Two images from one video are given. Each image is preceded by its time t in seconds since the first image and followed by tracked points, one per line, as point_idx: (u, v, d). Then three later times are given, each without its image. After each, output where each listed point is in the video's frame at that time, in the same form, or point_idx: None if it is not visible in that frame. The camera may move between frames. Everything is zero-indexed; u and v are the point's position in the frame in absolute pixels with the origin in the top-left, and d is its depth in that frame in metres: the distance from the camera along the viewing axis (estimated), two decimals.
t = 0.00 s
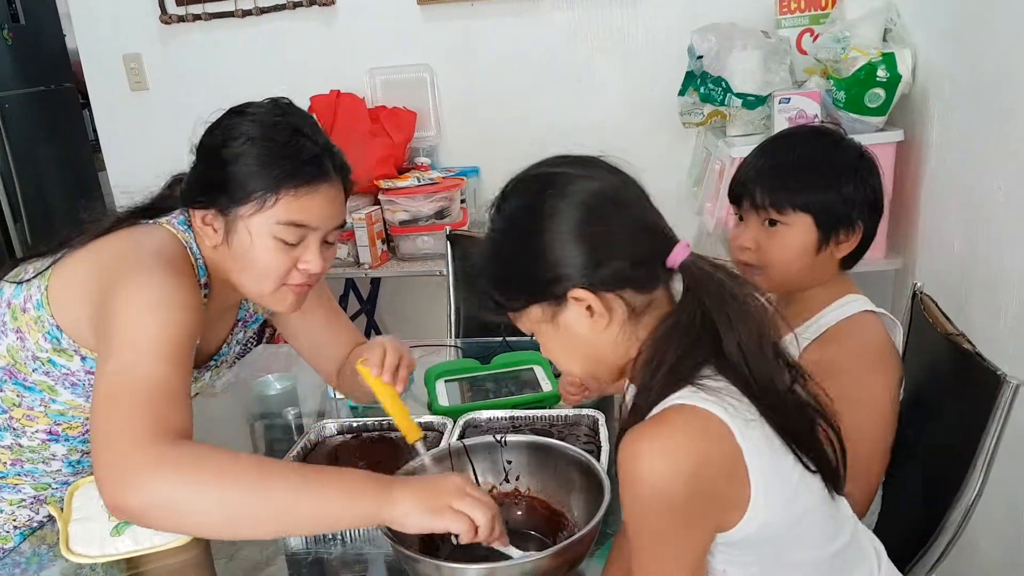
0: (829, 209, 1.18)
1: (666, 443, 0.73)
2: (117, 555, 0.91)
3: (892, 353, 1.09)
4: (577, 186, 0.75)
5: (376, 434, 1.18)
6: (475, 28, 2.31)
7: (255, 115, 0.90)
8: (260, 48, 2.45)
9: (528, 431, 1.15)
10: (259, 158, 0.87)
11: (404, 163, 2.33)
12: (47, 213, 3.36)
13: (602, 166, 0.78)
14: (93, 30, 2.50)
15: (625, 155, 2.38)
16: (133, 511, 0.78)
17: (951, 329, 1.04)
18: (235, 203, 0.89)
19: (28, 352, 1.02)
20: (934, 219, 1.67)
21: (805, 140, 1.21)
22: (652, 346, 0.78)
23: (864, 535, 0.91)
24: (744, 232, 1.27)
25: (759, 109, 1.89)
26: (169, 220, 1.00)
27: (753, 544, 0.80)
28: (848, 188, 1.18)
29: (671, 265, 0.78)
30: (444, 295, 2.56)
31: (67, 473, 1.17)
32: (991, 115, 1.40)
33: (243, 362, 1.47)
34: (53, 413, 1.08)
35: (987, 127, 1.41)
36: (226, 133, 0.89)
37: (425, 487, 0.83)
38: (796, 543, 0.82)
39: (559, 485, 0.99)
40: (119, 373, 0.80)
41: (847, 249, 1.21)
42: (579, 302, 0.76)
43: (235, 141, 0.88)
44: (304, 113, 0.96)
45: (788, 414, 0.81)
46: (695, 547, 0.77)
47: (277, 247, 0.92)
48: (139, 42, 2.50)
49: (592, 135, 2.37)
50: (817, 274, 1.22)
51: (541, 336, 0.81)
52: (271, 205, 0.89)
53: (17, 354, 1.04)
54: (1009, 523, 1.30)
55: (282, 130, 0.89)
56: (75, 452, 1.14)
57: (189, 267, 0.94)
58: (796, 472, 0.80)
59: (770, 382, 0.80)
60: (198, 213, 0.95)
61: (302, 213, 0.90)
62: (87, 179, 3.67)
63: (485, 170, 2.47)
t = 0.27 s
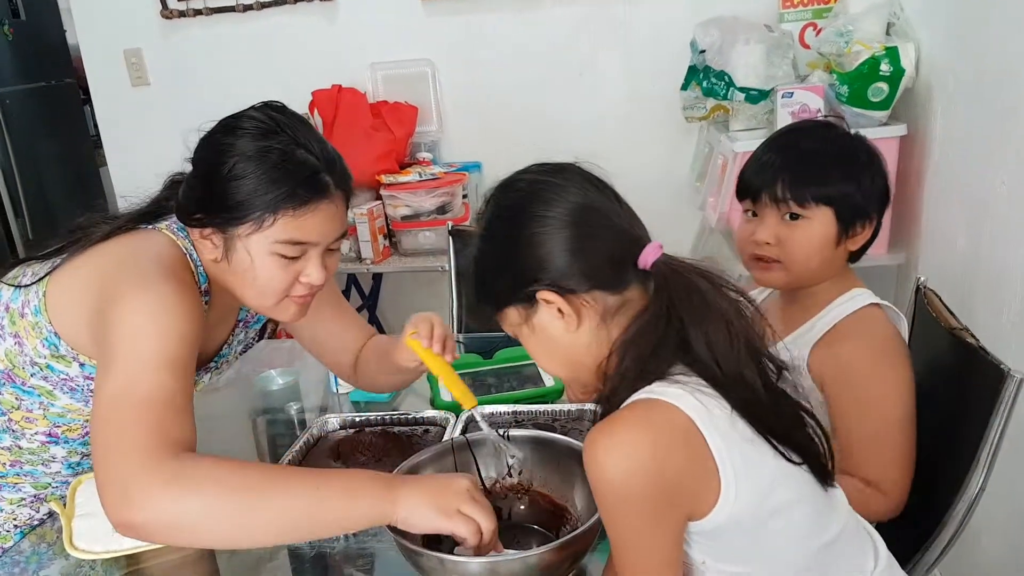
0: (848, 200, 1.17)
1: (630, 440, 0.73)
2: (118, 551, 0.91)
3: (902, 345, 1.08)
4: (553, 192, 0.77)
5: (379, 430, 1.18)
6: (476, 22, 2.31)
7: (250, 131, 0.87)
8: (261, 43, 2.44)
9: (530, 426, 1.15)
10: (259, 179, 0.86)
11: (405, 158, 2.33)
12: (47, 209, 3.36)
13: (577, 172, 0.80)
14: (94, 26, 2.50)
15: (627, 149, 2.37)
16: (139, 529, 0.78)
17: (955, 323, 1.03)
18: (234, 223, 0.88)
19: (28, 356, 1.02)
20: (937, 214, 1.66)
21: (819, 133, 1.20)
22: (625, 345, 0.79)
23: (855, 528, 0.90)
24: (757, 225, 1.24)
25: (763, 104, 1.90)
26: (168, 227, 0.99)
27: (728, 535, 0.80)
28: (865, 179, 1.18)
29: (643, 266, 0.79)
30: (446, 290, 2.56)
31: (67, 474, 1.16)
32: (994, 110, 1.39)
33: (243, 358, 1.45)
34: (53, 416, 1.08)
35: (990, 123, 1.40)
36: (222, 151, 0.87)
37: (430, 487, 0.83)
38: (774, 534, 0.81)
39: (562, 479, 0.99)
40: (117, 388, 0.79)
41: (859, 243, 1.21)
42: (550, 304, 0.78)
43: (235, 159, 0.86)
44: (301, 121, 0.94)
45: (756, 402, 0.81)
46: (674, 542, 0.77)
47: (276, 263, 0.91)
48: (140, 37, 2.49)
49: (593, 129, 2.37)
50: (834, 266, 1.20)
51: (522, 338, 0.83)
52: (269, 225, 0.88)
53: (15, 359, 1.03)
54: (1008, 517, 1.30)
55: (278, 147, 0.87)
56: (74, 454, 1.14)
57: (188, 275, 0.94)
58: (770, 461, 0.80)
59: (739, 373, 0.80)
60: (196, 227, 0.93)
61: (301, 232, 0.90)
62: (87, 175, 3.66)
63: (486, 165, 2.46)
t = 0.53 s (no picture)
0: (868, 199, 1.18)
1: (621, 427, 0.73)
2: (122, 545, 0.91)
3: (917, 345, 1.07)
4: (536, 190, 0.79)
5: (382, 427, 1.18)
6: (481, 19, 2.30)
7: (258, 130, 0.88)
8: (266, 39, 2.44)
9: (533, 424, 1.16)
10: (266, 178, 0.86)
11: (410, 155, 2.33)
12: (52, 203, 3.37)
13: (558, 169, 0.82)
14: (100, 21, 2.50)
15: (631, 146, 2.37)
16: (137, 522, 0.78)
17: (959, 323, 1.03)
18: (241, 221, 0.88)
19: (32, 349, 1.03)
20: (942, 213, 1.66)
21: (835, 132, 1.21)
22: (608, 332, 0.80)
23: (853, 526, 0.90)
24: (776, 226, 1.24)
25: (768, 103, 1.89)
26: (173, 222, 0.99)
27: (723, 523, 0.80)
28: (883, 179, 1.18)
29: (622, 254, 0.80)
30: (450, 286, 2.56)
31: (70, 468, 1.17)
32: (1000, 109, 1.39)
33: (247, 353, 1.45)
34: (57, 409, 1.08)
35: (997, 122, 1.40)
36: (230, 150, 0.88)
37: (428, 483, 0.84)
38: (770, 525, 0.82)
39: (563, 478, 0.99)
40: (120, 382, 0.79)
41: (878, 243, 1.22)
42: (534, 297, 0.79)
43: (243, 159, 0.87)
44: (309, 120, 0.94)
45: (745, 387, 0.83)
46: (669, 533, 0.76)
47: (282, 261, 0.91)
48: (146, 32, 2.50)
49: (597, 127, 2.37)
50: (852, 267, 1.21)
51: (508, 332, 0.83)
52: (277, 224, 0.89)
53: (19, 351, 1.04)
54: (1009, 516, 1.30)
55: (286, 146, 0.88)
56: (78, 447, 1.14)
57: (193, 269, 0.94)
58: (763, 448, 0.80)
59: (725, 359, 0.82)
60: (201, 224, 0.93)
61: (308, 231, 0.90)
62: (92, 169, 3.67)
63: (491, 161, 2.46)
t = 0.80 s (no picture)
0: (860, 200, 1.17)
1: (630, 428, 0.73)
2: (125, 544, 0.91)
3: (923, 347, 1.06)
4: (536, 192, 0.79)
5: (383, 425, 1.18)
6: (483, 18, 2.30)
7: (261, 129, 0.88)
8: (267, 37, 2.44)
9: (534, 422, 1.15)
10: (268, 177, 0.86)
11: (411, 153, 2.33)
12: (55, 201, 3.37)
13: (557, 169, 0.82)
14: (101, 19, 2.50)
15: (633, 144, 2.37)
16: (132, 507, 0.78)
17: (962, 321, 1.02)
18: (245, 220, 0.88)
19: (33, 346, 1.03)
20: (945, 212, 1.65)
21: (829, 134, 1.20)
22: (612, 337, 0.80)
23: (855, 526, 0.89)
24: (772, 232, 1.24)
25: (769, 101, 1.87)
26: (174, 219, 0.99)
27: (733, 523, 0.81)
28: (877, 179, 1.17)
29: (627, 260, 0.80)
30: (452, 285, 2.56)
31: (71, 466, 1.17)
32: (1002, 108, 1.39)
33: (247, 352, 1.44)
34: (57, 407, 1.08)
35: (999, 121, 1.39)
36: (233, 148, 0.87)
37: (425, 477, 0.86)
38: (779, 524, 0.82)
39: (565, 476, 0.99)
40: (123, 369, 0.79)
41: (878, 242, 1.20)
42: (535, 302, 0.79)
43: (245, 158, 0.87)
44: (312, 119, 0.94)
45: (751, 390, 0.82)
46: (679, 533, 0.76)
47: (285, 259, 0.91)
48: (148, 30, 2.50)
49: (599, 125, 2.37)
50: (852, 269, 1.19)
51: (509, 336, 0.84)
52: (280, 221, 0.89)
53: (21, 348, 1.04)
54: (1011, 516, 1.30)
55: (289, 144, 0.88)
56: (79, 445, 1.14)
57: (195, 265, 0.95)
58: (770, 448, 0.80)
59: (730, 362, 0.82)
60: (204, 223, 0.93)
61: (312, 229, 0.90)
62: (93, 168, 3.67)
63: (492, 159, 2.46)
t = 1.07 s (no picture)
0: (844, 198, 1.16)
1: (637, 426, 0.73)
2: (124, 545, 0.92)
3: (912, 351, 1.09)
4: (537, 187, 0.79)
5: (383, 424, 1.18)
6: (481, 16, 2.30)
7: (263, 126, 0.88)
8: (265, 37, 2.44)
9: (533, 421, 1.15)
10: (270, 172, 0.86)
11: (410, 152, 2.32)
12: (54, 203, 3.37)
13: (559, 164, 0.82)
14: (99, 19, 2.50)
15: (632, 142, 2.36)
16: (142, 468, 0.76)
17: (960, 317, 1.02)
18: (247, 215, 0.88)
19: (32, 346, 1.03)
20: (944, 208, 1.65)
21: (814, 132, 1.20)
22: (616, 334, 0.80)
23: (855, 520, 0.89)
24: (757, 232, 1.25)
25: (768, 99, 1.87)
26: (174, 217, 1.00)
27: (739, 522, 0.80)
28: (863, 177, 1.16)
29: (629, 257, 0.80)
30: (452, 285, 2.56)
31: (69, 468, 1.17)
32: (1001, 104, 1.38)
33: (247, 352, 1.44)
34: (55, 408, 1.08)
35: (997, 116, 1.39)
36: (234, 145, 0.87)
37: (434, 476, 0.85)
38: (784, 522, 0.82)
39: (564, 474, 0.99)
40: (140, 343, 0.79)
41: (864, 242, 1.19)
42: (539, 298, 0.79)
43: (246, 154, 0.87)
44: (312, 116, 0.94)
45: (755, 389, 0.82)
46: (686, 530, 0.76)
47: (285, 255, 0.91)
48: (145, 30, 2.49)
49: (597, 124, 2.36)
50: (837, 267, 1.20)
51: (512, 333, 0.84)
52: (281, 217, 0.88)
53: (19, 348, 1.04)
54: (1011, 513, 1.30)
55: (290, 141, 0.88)
56: (77, 447, 1.14)
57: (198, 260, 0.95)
58: (775, 446, 0.80)
59: (733, 360, 0.82)
60: (206, 221, 0.93)
61: (313, 224, 0.90)
62: (91, 169, 3.67)
63: (491, 158, 2.46)
